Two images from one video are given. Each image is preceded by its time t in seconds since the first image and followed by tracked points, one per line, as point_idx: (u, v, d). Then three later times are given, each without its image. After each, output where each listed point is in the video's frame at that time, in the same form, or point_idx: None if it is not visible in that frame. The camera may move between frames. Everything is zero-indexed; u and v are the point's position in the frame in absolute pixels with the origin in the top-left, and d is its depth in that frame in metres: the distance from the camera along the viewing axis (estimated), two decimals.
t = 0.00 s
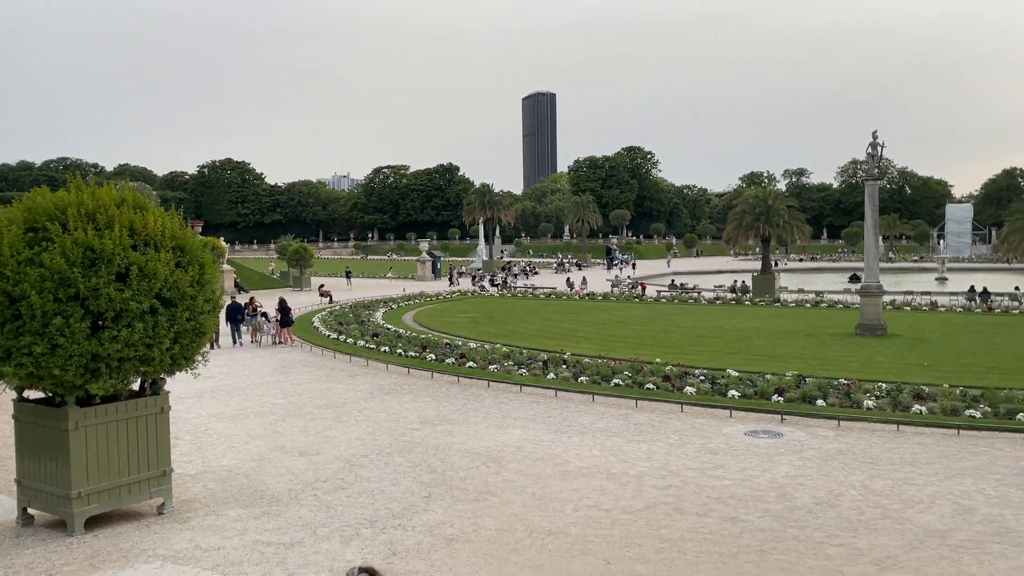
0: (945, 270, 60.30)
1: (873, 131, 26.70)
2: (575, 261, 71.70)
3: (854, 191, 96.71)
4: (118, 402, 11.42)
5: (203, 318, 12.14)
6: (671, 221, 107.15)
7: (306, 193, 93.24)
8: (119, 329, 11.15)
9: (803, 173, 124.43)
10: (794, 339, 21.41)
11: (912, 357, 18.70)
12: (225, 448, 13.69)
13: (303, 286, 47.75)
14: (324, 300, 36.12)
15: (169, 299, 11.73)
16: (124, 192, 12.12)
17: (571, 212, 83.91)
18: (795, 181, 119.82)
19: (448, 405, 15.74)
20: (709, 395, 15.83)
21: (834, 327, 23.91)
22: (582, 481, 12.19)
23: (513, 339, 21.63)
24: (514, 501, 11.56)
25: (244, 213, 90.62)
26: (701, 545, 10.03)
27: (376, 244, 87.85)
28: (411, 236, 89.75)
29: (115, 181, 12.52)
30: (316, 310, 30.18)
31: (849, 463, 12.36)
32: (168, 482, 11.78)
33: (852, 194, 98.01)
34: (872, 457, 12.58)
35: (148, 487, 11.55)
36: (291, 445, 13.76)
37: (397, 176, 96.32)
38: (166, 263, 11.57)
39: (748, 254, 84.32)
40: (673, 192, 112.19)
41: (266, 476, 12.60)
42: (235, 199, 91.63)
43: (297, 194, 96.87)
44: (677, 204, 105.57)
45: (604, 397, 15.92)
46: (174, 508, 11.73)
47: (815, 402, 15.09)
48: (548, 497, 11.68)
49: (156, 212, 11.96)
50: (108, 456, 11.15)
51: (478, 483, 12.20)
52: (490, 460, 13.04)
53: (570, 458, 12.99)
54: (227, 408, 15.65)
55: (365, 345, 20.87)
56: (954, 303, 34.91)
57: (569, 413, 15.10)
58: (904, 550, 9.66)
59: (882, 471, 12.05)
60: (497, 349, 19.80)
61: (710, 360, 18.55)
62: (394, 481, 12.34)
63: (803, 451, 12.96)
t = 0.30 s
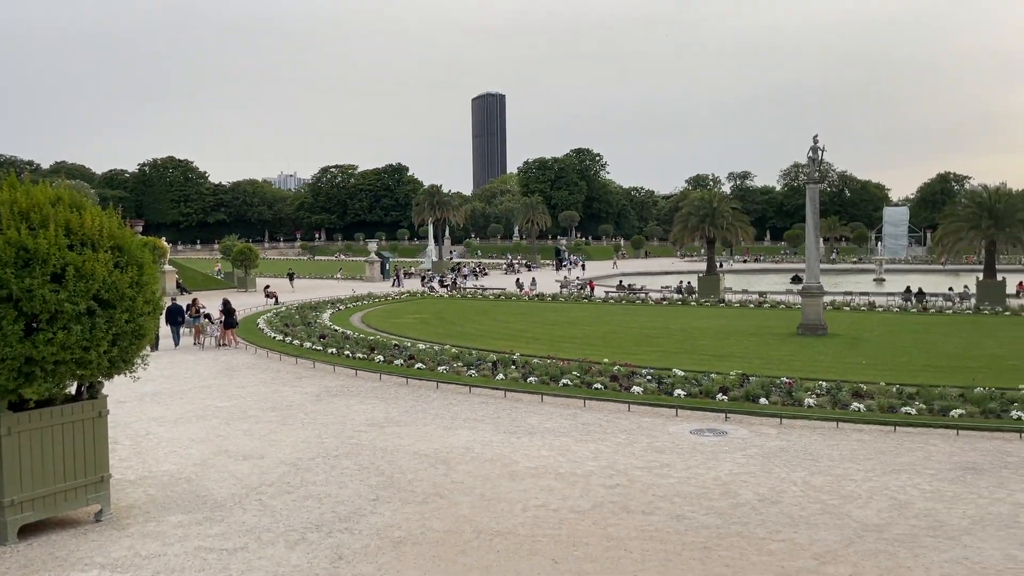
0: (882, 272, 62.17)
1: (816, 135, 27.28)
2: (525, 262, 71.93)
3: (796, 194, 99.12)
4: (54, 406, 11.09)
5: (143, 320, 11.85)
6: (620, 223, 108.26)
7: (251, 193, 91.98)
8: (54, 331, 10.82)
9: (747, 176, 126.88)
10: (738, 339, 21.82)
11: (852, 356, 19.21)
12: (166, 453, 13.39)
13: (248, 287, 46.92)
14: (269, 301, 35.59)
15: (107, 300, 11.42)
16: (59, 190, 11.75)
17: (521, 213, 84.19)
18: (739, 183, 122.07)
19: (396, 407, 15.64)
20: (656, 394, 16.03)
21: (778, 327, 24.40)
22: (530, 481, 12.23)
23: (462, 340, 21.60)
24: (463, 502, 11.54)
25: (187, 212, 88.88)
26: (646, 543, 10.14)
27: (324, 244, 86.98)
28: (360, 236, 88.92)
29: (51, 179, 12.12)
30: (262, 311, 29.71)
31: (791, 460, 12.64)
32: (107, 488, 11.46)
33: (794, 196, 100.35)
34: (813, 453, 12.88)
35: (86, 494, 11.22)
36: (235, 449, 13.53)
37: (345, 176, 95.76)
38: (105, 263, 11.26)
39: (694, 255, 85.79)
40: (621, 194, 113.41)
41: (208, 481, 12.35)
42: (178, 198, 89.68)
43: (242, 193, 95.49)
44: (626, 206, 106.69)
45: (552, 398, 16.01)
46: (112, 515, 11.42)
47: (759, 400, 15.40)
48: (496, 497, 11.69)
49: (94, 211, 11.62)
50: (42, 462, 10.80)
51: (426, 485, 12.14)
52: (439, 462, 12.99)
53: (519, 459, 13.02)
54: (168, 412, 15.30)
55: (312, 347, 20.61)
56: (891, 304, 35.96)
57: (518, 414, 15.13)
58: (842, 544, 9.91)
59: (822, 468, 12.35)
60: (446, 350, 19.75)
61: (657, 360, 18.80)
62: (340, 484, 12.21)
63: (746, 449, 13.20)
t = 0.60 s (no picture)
0: (820, 272, 63.85)
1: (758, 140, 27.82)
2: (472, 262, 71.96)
3: (739, 197, 101.13)
4: None
5: (77, 323, 11.52)
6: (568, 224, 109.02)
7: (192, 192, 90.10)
8: None
9: (691, 178, 129.04)
10: (682, 339, 22.17)
11: (792, 356, 19.68)
12: (102, 459, 13.02)
13: (189, 288, 45.91)
14: (210, 303, 34.91)
15: (40, 302, 11.06)
16: None
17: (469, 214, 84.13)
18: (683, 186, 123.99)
19: (341, 410, 15.49)
20: (601, 394, 16.19)
21: (722, 327, 24.87)
22: (476, 482, 12.23)
23: (410, 342, 21.51)
24: (409, 505, 11.48)
25: (126, 212, 86.67)
26: (592, 542, 10.23)
27: (269, 245, 85.73)
28: (306, 236, 87.72)
29: None
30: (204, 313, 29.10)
31: (733, 458, 12.88)
32: (39, 496, 11.05)
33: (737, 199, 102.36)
34: (754, 451, 13.15)
35: (17, 502, 10.79)
36: (174, 454, 13.23)
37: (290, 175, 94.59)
38: (37, 264, 10.91)
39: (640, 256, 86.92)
40: (569, 195, 114.28)
41: (147, 487, 12.05)
42: (117, 197, 87.36)
43: (184, 192, 93.51)
44: (574, 207, 107.48)
45: (499, 398, 16.04)
46: (45, 524, 11.04)
47: (702, 399, 15.66)
48: (442, 499, 11.66)
49: (26, 209, 11.23)
50: None
51: (372, 487, 12.05)
52: (385, 464, 12.91)
53: (465, 460, 13.00)
54: (105, 416, 14.88)
55: (255, 349, 20.29)
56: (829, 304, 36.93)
57: (465, 415, 15.12)
58: (782, 539, 10.13)
59: (762, 465, 12.61)
60: (393, 351, 19.66)
61: (603, 360, 18.98)
62: (284, 488, 12.04)
63: (690, 447, 13.41)
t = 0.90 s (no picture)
0: (760, 273, 65.30)
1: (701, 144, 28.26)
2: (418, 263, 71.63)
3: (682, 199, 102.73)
4: None
5: (6, 325, 11.09)
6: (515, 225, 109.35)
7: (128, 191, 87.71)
8: None
9: (636, 181, 130.55)
10: (626, 339, 22.43)
11: (733, 355, 20.07)
12: (32, 466, 12.57)
13: (124, 289, 44.95)
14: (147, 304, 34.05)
15: None
16: None
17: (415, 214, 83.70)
18: (628, 188, 125.34)
19: (283, 413, 15.26)
20: (547, 394, 16.27)
21: (666, 327, 25.23)
22: (421, 484, 12.18)
23: (354, 344, 21.31)
24: (353, 508, 11.37)
25: (59, 210, 83.94)
26: (537, 542, 10.27)
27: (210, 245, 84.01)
28: (247, 236, 86.07)
29: None
30: (141, 315, 28.35)
31: (675, 456, 13.07)
32: None
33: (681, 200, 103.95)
34: (695, 449, 13.37)
35: None
36: (109, 461, 12.85)
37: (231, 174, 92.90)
38: None
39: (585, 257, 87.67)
40: (515, 196, 114.66)
41: (80, 495, 11.68)
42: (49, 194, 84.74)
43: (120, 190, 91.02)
44: (520, 208, 107.84)
45: (445, 400, 16.00)
46: None
47: (645, 399, 15.86)
48: (386, 502, 11.57)
49: None
50: None
51: (314, 491, 11.89)
52: (328, 468, 12.76)
53: (409, 463, 12.93)
54: (35, 422, 14.38)
55: (194, 352, 19.86)
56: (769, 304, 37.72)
57: (410, 417, 15.04)
58: (722, 535, 10.31)
59: (703, 463, 12.82)
60: (337, 353, 19.45)
61: (548, 360, 19.09)
62: (224, 493, 11.80)
63: (633, 446, 13.57)
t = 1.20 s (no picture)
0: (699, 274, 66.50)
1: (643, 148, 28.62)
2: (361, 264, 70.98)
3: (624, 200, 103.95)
4: None
5: None
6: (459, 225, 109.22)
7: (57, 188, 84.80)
8: None
9: (579, 182, 131.64)
10: (568, 339, 22.61)
11: (673, 354, 20.44)
12: None
13: (53, 289, 43.34)
14: (77, 306, 33.01)
15: None
16: None
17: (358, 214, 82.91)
18: (572, 189, 126.09)
19: (221, 416, 14.98)
20: (490, 394, 16.33)
21: (609, 327, 25.54)
22: (363, 487, 12.09)
23: (295, 345, 21.04)
24: (293, 512, 11.22)
25: None
26: (479, 542, 10.29)
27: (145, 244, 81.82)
28: (184, 236, 84.06)
29: None
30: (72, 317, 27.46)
31: (616, 455, 13.24)
32: None
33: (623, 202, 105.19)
34: (636, 447, 13.56)
35: None
36: (37, 468, 12.42)
37: (167, 172, 90.60)
38: None
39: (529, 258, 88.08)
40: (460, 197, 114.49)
41: (6, 504, 11.26)
42: None
43: (50, 188, 87.99)
44: (464, 208, 107.73)
45: (387, 401, 15.91)
46: None
47: (588, 398, 16.04)
48: (327, 505, 11.45)
49: None
50: None
51: (253, 496, 11.70)
52: (267, 472, 12.56)
53: (351, 465, 12.82)
54: None
55: (127, 355, 19.35)
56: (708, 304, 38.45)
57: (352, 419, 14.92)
58: (662, 532, 10.49)
59: (644, 460, 13.02)
60: (277, 355, 19.18)
61: (491, 360, 19.16)
62: (159, 500, 11.53)
63: (575, 445, 13.70)
